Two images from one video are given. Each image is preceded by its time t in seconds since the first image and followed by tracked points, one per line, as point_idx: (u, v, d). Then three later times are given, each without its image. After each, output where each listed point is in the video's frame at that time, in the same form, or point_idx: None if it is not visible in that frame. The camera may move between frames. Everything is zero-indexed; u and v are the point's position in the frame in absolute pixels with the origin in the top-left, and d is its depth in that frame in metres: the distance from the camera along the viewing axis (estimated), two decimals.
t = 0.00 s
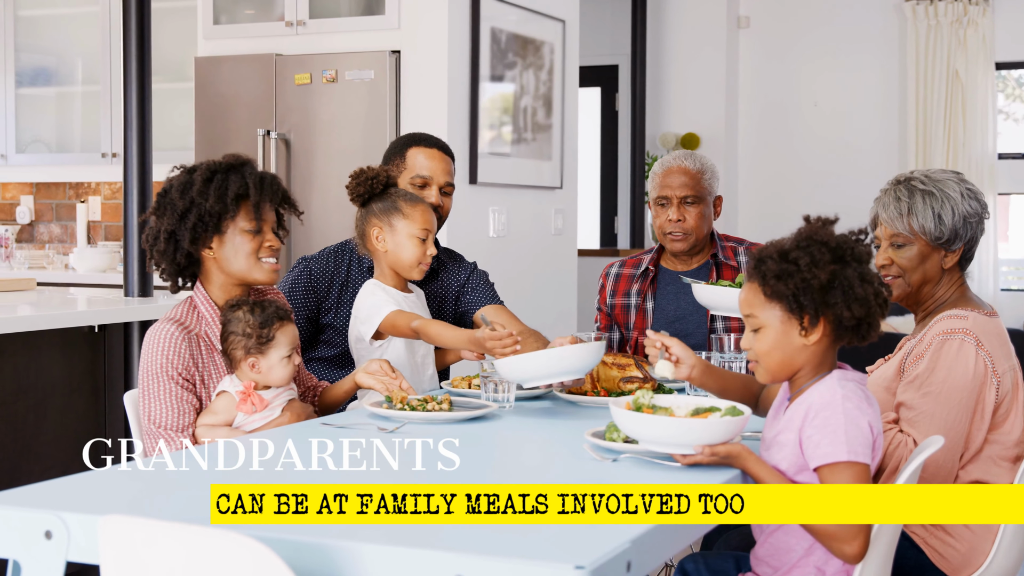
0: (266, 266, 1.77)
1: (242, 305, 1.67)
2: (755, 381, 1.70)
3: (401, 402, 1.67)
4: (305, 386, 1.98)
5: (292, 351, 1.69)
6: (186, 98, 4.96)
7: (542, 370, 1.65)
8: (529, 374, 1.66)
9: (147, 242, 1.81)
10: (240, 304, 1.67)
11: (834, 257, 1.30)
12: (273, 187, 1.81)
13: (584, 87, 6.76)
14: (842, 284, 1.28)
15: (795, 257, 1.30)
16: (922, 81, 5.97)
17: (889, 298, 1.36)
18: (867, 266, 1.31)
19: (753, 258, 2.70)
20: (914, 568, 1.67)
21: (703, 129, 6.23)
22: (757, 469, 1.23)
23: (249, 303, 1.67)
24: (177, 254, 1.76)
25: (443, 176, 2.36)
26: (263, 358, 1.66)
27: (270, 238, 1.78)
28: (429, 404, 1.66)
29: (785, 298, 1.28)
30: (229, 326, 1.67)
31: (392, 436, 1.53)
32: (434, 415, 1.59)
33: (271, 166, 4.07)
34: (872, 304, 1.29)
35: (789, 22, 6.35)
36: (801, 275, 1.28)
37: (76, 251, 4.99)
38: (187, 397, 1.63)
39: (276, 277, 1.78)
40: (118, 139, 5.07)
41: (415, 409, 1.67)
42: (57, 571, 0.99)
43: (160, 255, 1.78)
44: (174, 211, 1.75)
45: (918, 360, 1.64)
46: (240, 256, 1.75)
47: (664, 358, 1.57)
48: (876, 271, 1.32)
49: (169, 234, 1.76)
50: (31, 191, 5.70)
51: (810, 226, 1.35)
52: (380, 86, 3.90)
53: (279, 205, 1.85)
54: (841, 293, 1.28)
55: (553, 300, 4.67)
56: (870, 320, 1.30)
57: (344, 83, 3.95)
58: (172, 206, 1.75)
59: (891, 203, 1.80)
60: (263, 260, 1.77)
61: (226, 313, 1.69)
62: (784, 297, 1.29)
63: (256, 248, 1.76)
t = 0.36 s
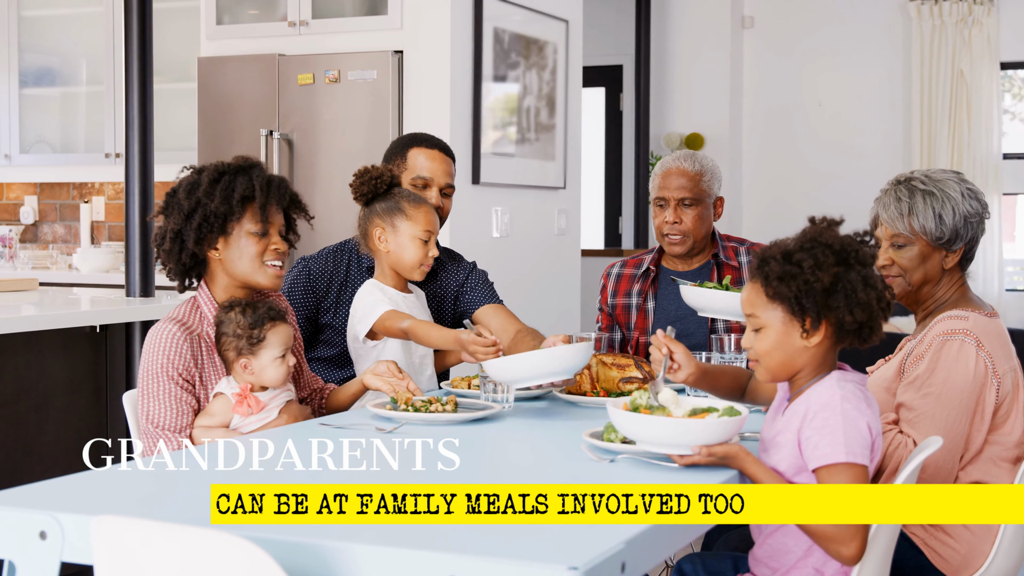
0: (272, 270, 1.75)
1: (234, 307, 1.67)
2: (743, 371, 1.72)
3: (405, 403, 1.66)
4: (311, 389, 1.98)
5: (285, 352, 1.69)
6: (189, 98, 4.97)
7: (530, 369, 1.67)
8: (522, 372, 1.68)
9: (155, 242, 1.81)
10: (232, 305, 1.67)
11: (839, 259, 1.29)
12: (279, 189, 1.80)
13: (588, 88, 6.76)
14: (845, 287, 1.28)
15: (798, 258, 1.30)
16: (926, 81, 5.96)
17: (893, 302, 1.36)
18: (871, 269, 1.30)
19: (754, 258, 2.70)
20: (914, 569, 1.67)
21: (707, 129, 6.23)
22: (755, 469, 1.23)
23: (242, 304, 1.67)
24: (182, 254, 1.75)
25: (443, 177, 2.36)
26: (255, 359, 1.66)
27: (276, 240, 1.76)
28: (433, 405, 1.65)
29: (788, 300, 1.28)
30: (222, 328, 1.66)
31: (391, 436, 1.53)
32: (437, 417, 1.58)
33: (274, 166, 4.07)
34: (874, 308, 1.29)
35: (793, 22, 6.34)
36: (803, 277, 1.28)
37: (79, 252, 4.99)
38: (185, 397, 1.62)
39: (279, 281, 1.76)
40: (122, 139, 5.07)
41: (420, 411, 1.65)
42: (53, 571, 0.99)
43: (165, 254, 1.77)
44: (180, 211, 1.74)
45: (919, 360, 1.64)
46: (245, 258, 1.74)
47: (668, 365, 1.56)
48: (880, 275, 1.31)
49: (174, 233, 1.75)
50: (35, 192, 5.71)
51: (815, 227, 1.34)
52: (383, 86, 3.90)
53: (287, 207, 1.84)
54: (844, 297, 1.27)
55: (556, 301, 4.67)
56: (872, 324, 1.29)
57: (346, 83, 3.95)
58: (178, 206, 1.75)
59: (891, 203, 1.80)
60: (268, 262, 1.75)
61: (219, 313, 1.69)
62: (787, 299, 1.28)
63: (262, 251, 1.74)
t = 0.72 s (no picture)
0: (273, 274, 1.75)
1: (226, 309, 1.67)
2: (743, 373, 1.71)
3: (408, 404, 1.66)
4: (318, 386, 1.99)
5: (281, 351, 1.69)
6: (192, 98, 4.97)
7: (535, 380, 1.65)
8: (526, 380, 1.65)
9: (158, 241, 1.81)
10: (223, 308, 1.67)
11: (840, 261, 1.29)
12: (284, 191, 1.80)
13: (593, 88, 6.75)
14: (846, 290, 1.27)
15: (799, 259, 1.30)
16: (932, 81, 5.94)
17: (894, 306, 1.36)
18: (873, 272, 1.30)
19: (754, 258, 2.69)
20: (913, 570, 1.67)
21: (712, 129, 6.23)
22: (752, 470, 1.23)
23: (232, 307, 1.67)
24: (185, 254, 1.75)
25: (445, 178, 2.36)
26: (251, 360, 1.66)
27: (280, 242, 1.76)
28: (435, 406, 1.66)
29: (788, 301, 1.28)
30: (215, 331, 1.66)
31: (390, 436, 1.53)
32: (436, 417, 1.58)
33: (277, 166, 4.07)
34: (875, 311, 1.29)
35: (797, 23, 6.34)
36: (804, 278, 1.28)
37: (83, 251, 5.00)
38: (185, 399, 1.62)
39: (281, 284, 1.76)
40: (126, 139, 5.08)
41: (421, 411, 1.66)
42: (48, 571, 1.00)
43: (169, 254, 1.77)
44: (184, 212, 1.74)
45: (919, 361, 1.64)
46: (247, 261, 1.74)
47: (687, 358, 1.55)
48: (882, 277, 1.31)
49: (179, 234, 1.75)
50: (39, 192, 5.72)
51: (818, 228, 1.34)
52: (386, 85, 3.90)
53: (291, 209, 1.84)
54: (844, 299, 1.27)
55: (559, 301, 4.66)
56: (872, 326, 1.29)
57: (349, 83, 3.95)
58: (182, 206, 1.75)
59: (891, 203, 1.80)
60: (269, 266, 1.75)
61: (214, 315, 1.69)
62: (787, 300, 1.28)
63: (266, 253, 1.75)
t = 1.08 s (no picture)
0: (270, 275, 1.75)
1: (228, 307, 1.67)
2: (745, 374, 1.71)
3: (412, 405, 1.65)
4: (325, 378, 1.99)
5: (281, 351, 1.68)
6: (195, 98, 4.98)
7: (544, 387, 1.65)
8: (537, 387, 1.65)
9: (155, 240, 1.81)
10: (226, 305, 1.68)
11: (840, 261, 1.29)
12: (282, 193, 1.80)
13: (597, 87, 6.75)
14: (844, 291, 1.27)
15: (798, 259, 1.29)
16: (936, 81, 5.92)
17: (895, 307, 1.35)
18: (873, 273, 1.30)
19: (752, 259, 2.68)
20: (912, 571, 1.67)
21: (716, 129, 6.23)
22: (750, 471, 1.23)
23: (235, 304, 1.67)
24: (182, 254, 1.75)
25: (445, 179, 2.36)
26: (251, 358, 1.66)
27: (277, 243, 1.76)
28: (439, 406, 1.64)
29: (785, 301, 1.28)
30: (216, 328, 1.67)
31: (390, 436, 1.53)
32: (437, 416, 1.58)
33: (280, 166, 4.07)
34: (873, 313, 1.29)
35: (800, 23, 6.34)
36: (802, 278, 1.28)
37: (87, 251, 5.01)
38: (184, 398, 1.62)
39: (278, 286, 1.77)
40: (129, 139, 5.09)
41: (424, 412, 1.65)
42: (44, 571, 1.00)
43: (165, 253, 1.77)
44: (181, 212, 1.74)
45: (917, 362, 1.63)
46: (244, 262, 1.74)
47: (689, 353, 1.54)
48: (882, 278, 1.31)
49: (175, 234, 1.75)
50: (43, 192, 5.74)
51: (819, 228, 1.33)
52: (389, 85, 3.91)
53: (289, 210, 1.84)
54: (842, 301, 1.27)
55: (563, 301, 4.66)
56: (871, 328, 1.29)
57: (351, 83, 3.95)
58: (180, 206, 1.75)
59: (884, 204, 1.80)
60: (266, 267, 1.75)
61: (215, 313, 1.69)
62: (784, 300, 1.28)
63: (263, 254, 1.74)
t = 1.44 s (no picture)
0: (266, 274, 1.75)
1: (232, 306, 1.67)
2: (742, 381, 1.69)
3: (413, 405, 1.65)
4: (331, 369, 1.99)
5: (283, 351, 1.68)
6: (199, 98, 4.98)
7: (549, 395, 1.65)
8: (545, 397, 1.65)
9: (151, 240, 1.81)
10: (230, 305, 1.67)
11: (830, 266, 1.26)
12: (278, 193, 1.79)
13: (602, 88, 6.74)
14: (820, 299, 1.25)
15: (786, 259, 1.29)
16: (942, 80, 5.90)
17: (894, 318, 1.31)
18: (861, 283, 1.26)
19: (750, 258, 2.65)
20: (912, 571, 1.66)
21: (721, 129, 6.23)
22: (748, 471, 1.22)
23: (239, 304, 1.67)
24: (177, 254, 1.76)
25: (448, 179, 2.35)
26: (253, 358, 1.66)
27: (272, 245, 1.76)
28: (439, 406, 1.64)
29: (768, 300, 1.29)
30: (219, 327, 1.66)
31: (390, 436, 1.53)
32: (437, 417, 1.57)
33: (283, 166, 4.06)
34: (853, 322, 1.25)
35: (806, 23, 6.33)
36: (786, 278, 1.28)
37: (91, 251, 5.02)
38: (184, 398, 1.62)
39: (275, 286, 1.77)
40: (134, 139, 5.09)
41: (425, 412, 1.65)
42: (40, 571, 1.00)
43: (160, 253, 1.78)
44: (176, 212, 1.74)
45: (916, 363, 1.63)
46: (240, 262, 1.74)
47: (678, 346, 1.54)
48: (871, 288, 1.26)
49: (170, 234, 1.75)
50: (48, 192, 5.75)
51: (822, 230, 1.31)
52: (392, 86, 3.91)
53: (285, 210, 1.83)
54: (818, 307, 1.25)
55: (567, 300, 4.66)
56: (848, 338, 1.26)
57: (355, 83, 3.95)
58: (175, 206, 1.75)
59: (882, 205, 1.81)
60: (263, 268, 1.74)
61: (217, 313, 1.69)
62: (767, 299, 1.29)
63: (259, 255, 1.74)
